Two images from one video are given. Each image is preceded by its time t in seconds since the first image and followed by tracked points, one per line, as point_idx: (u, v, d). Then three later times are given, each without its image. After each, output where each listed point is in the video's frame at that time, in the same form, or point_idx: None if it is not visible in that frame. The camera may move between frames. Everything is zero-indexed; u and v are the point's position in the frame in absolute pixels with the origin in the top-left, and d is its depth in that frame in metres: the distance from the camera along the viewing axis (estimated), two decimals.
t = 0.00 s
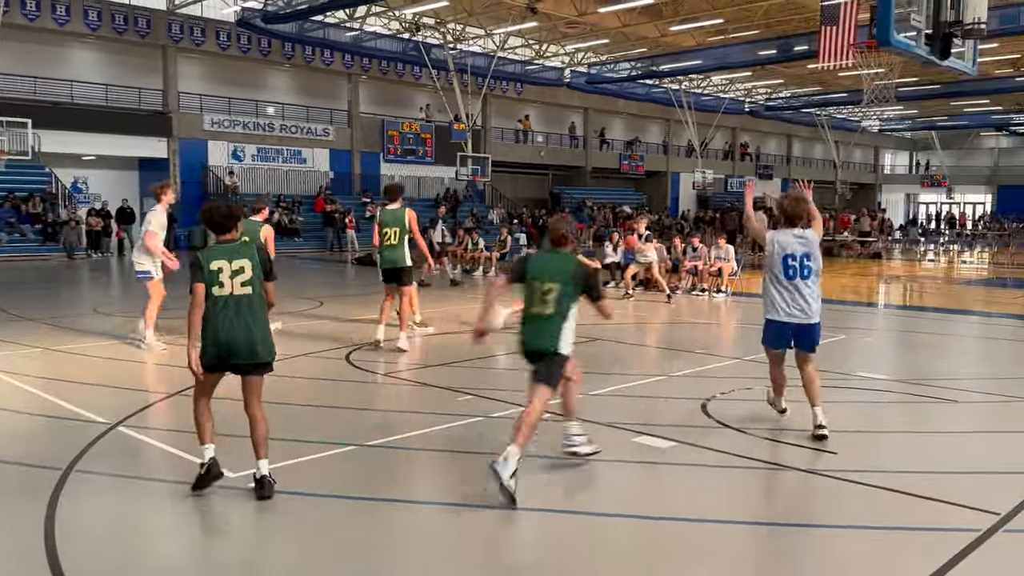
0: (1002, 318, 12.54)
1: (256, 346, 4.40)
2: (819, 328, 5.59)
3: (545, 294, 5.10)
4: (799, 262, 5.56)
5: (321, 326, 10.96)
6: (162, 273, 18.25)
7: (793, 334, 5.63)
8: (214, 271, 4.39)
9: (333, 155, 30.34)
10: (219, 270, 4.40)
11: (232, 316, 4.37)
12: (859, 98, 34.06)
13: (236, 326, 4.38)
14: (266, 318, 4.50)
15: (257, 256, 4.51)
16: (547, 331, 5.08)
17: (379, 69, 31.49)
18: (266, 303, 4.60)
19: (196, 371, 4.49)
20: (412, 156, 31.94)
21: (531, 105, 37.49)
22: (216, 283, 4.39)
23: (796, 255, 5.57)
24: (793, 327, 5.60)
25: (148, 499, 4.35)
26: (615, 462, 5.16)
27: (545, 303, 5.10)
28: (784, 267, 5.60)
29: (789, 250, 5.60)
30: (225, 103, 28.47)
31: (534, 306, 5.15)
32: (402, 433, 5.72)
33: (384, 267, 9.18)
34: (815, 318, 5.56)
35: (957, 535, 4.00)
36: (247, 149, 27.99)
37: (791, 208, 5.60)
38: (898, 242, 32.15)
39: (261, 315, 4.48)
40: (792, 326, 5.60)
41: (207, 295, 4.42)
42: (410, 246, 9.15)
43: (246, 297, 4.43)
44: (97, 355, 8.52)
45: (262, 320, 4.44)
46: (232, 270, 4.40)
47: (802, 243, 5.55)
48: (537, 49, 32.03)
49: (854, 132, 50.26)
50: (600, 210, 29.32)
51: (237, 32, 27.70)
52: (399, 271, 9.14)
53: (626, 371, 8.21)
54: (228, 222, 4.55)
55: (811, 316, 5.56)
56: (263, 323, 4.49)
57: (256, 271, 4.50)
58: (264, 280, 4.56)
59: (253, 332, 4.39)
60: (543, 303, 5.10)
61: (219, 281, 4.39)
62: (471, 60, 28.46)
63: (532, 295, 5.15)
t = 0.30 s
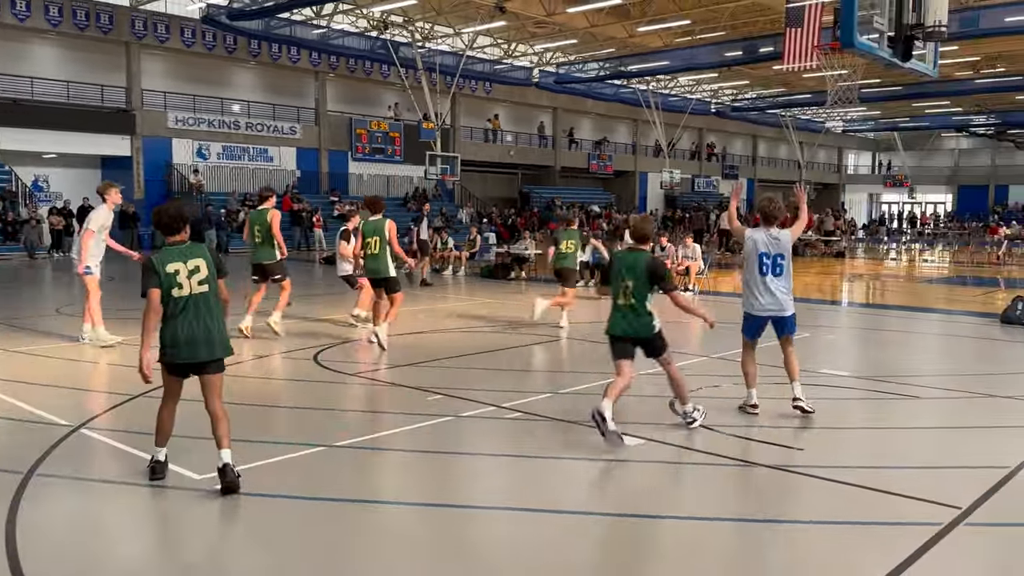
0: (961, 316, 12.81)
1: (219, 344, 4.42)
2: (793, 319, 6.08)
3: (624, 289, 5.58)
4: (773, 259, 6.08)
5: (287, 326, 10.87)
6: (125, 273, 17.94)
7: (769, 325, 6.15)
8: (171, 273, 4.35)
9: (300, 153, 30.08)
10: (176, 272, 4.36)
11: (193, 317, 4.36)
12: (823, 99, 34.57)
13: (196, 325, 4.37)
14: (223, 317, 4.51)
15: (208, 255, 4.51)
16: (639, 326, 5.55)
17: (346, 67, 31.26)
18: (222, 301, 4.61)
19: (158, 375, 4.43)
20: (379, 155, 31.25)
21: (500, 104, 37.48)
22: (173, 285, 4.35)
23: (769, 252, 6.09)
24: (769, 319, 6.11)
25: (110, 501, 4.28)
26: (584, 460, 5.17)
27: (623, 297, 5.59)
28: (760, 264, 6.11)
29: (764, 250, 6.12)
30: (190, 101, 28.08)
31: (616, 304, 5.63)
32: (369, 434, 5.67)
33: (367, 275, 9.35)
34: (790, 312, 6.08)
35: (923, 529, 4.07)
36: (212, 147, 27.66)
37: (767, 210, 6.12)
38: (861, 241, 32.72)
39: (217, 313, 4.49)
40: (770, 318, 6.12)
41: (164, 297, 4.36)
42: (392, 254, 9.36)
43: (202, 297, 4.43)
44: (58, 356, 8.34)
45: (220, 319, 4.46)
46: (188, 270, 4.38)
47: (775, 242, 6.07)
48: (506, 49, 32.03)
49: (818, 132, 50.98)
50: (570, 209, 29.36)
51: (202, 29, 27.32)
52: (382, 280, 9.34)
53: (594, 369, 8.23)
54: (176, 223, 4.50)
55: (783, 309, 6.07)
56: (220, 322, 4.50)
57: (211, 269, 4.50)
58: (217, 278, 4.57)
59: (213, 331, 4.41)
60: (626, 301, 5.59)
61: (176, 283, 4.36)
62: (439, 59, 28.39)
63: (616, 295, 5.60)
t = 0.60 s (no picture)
0: (927, 314, 13.05)
1: (175, 334, 4.65)
2: (778, 321, 6.64)
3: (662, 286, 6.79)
4: (762, 266, 6.57)
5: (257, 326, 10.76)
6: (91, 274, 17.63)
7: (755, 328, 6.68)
8: (126, 265, 4.58)
9: (269, 152, 29.79)
10: (131, 265, 4.59)
11: (148, 308, 4.59)
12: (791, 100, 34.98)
13: (150, 316, 4.60)
14: (179, 307, 4.71)
15: (167, 247, 4.71)
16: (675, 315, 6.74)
17: (316, 65, 31.01)
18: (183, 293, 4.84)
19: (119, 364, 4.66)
20: (351, 154, 31.76)
21: (472, 104, 37.46)
22: (129, 278, 4.58)
23: (759, 261, 6.57)
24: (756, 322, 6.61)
25: (75, 505, 4.20)
26: (557, 459, 5.18)
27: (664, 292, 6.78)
28: (749, 271, 6.58)
29: (753, 259, 6.58)
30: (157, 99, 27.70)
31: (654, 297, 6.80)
32: (340, 435, 5.62)
33: (354, 268, 9.34)
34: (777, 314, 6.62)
35: (891, 524, 4.14)
36: (180, 145, 27.34)
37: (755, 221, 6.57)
38: (828, 239, 33.20)
39: (174, 304, 4.69)
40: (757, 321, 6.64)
41: (119, 288, 4.60)
42: (379, 248, 9.42)
43: (158, 288, 4.63)
44: (21, 358, 8.17)
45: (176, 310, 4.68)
46: (143, 263, 4.59)
47: (763, 252, 6.56)
48: (478, 48, 32.01)
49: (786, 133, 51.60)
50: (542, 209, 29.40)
51: (169, 26, 26.97)
52: (370, 272, 9.36)
53: (567, 369, 8.24)
54: (141, 218, 4.72)
55: (772, 312, 6.59)
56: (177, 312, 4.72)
57: (170, 262, 4.71)
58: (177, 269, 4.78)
59: (170, 321, 4.64)
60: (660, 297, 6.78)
61: (131, 275, 4.58)
62: (411, 58, 28.31)
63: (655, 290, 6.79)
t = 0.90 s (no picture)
0: (908, 313, 13.15)
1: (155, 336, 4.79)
2: (762, 306, 6.60)
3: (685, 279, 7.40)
4: (745, 252, 6.63)
5: (237, 327, 10.69)
6: (69, 274, 17.42)
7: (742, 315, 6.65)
8: (124, 262, 4.83)
9: (251, 150, 29.60)
10: (129, 262, 4.84)
11: (136, 305, 4.78)
12: (773, 100, 35.19)
13: (136, 314, 4.78)
14: (166, 310, 4.87)
15: (168, 253, 4.90)
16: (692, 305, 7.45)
17: (299, 64, 30.83)
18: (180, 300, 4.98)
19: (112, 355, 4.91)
20: (333, 153, 31.66)
21: (455, 103, 37.40)
22: (123, 275, 4.83)
23: (742, 247, 6.65)
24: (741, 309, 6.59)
25: (53, 506, 4.16)
26: (540, 458, 5.17)
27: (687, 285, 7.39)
28: (733, 257, 6.63)
29: (735, 245, 6.66)
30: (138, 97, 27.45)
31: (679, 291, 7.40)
32: (324, 436, 5.59)
33: (351, 267, 9.27)
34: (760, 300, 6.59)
35: (873, 522, 4.15)
36: (161, 144, 27.13)
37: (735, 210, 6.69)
38: (809, 239, 33.45)
39: (162, 307, 4.85)
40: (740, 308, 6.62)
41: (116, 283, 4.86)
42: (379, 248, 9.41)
43: (148, 289, 4.82)
44: None
45: (163, 313, 4.84)
46: (139, 263, 4.82)
47: (745, 239, 6.67)
48: (461, 47, 31.98)
49: (768, 134, 51.91)
50: (526, 209, 29.35)
51: (149, 24, 26.73)
52: (367, 272, 9.30)
53: (550, 368, 8.25)
54: (156, 222, 4.99)
55: (756, 297, 6.57)
56: (166, 316, 4.88)
57: (168, 268, 4.89)
58: (174, 278, 4.93)
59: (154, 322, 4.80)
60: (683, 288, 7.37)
61: (125, 273, 4.83)
62: (393, 57, 28.21)
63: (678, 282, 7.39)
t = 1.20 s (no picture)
0: (893, 312, 13.26)
1: (146, 332, 4.80)
2: (749, 301, 6.69)
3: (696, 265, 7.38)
4: (735, 247, 6.63)
5: (224, 327, 10.64)
6: (54, 274, 17.29)
7: (730, 309, 6.70)
8: (114, 258, 4.84)
9: (238, 150, 29.47)
10: (120, 258, 4.84)
11: (125, 300, 4.79)
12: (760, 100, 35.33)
13: (125, 309, 4.79)
14: (156, 306, 4.88)
15: (157, 250, 4.90)
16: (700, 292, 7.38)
17: (286, 63, 30.71)
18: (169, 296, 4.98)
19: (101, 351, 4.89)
20: (321, 152, 31.65)
21: (443, 102, 37.34)
22: (113, 270, 4.84)
23: (733, 240, 6.63)
24: (732, 303, 6.64)
25: (39, 508, 4.12)
26: (529, 458, 5.17)
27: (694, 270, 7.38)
28: (725, 251, 6.61)
29: (726, 239, 6.63)
30: (124, 96, 27.28)
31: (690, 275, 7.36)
32: (313, 436, 5.57)
33: (336, 267, 9.28)
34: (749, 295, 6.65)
35: (860, 520, 4.18)
36: (147, 143, 26.97)
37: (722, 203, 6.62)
38: (795, 238, 33.61)
39: (153, 303, 4.87)
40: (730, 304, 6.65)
41: (107, 279, 4.86)
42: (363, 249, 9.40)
43: (139, 284, 4.82)
44: None
45: (152, 308, 4.83)
46: (129, 259, 4.82)
47: (735, 232, 6.64)
48: (449, 47, 31.93)
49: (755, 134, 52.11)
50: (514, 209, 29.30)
51: (135, 22, 26.56)
52: (352, 272, 9.33)
53: (538, 368, 8.25)
54: (142, 219, 5.00)
55: (747, 293, 6.66)
56: (156, 312, 4.89)
57: (157, 264, 4.89)
58: (165, 274, 4.93)
59: (144, 318, 4.80)
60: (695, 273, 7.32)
61: (115, 268, 4.84)
62: (381, 56, 28.15)
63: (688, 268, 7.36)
